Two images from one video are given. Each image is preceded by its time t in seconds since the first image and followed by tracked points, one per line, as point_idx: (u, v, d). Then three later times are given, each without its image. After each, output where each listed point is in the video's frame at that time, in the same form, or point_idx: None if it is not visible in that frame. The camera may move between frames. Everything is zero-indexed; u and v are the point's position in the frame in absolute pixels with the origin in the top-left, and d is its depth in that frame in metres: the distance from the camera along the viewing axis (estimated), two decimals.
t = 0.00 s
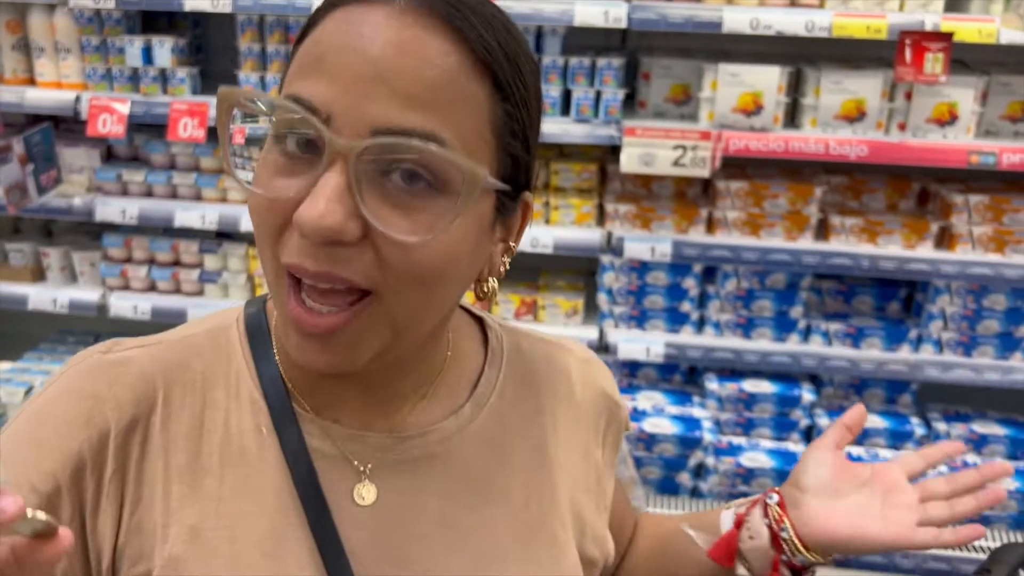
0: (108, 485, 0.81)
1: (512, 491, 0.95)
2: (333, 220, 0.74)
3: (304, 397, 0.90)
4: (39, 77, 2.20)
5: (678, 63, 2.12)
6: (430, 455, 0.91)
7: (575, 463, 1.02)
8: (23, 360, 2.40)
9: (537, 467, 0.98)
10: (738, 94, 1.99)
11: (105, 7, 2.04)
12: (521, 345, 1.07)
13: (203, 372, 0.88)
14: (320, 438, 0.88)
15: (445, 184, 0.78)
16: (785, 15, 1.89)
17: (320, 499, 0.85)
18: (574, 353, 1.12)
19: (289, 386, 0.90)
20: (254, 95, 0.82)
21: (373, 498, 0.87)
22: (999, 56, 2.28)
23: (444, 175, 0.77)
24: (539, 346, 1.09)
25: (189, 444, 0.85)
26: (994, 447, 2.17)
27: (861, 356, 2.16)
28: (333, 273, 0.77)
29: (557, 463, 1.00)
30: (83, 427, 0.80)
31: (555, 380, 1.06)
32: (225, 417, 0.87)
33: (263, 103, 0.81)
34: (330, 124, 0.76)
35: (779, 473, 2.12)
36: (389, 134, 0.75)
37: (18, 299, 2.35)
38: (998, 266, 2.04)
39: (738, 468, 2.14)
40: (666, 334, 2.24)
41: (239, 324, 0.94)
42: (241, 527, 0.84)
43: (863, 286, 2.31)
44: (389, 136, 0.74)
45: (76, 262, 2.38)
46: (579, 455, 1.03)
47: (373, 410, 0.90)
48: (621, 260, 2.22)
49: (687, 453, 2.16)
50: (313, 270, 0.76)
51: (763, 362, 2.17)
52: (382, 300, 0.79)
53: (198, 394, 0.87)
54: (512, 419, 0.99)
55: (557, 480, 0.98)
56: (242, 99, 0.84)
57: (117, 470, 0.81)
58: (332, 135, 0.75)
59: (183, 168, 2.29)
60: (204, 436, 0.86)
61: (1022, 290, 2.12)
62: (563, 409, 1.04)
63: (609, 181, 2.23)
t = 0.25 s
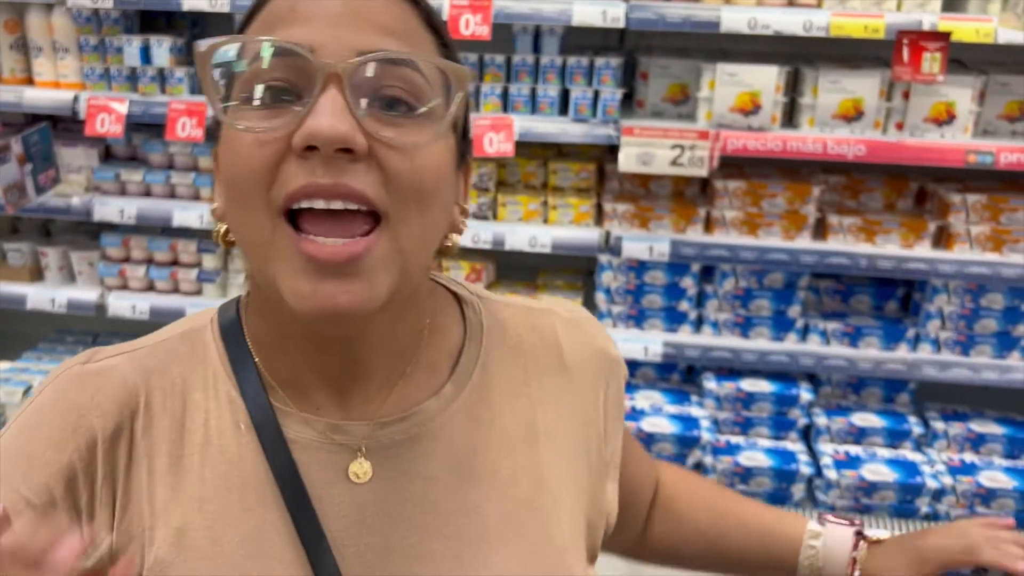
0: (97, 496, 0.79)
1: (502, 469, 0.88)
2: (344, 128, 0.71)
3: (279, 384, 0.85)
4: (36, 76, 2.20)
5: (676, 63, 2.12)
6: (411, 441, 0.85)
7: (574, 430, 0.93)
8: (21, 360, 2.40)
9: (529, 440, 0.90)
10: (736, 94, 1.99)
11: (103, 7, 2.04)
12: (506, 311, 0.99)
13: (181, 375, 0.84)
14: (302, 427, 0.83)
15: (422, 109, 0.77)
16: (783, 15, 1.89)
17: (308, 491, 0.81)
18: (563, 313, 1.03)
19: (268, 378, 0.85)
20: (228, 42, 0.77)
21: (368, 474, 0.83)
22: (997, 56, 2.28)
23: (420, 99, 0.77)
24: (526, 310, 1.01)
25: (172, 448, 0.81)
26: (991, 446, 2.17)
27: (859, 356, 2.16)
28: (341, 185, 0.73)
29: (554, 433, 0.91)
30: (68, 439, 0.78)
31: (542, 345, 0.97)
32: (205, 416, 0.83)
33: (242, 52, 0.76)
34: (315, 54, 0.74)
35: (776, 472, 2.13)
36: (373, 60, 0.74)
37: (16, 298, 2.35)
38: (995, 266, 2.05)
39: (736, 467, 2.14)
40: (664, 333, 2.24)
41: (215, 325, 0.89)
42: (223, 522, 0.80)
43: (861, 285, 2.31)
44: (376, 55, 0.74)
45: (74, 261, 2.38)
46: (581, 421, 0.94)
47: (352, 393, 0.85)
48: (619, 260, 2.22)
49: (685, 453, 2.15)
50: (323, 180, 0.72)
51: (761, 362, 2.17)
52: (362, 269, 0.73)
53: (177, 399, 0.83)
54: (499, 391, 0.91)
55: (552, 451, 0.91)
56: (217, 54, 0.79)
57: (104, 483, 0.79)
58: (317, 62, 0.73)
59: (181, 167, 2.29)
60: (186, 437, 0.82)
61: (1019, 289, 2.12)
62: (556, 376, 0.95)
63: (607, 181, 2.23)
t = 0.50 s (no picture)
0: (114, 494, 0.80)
1: (511, 470, 0.89)
2: (340, 137, 0.72)
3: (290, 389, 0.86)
4: (36, 76, 2.20)
5: (675, 63, 2.13)
6: (418, 443, 0.86)
7: (583, 427, 0.95)
8: (21, 360, 2.40)
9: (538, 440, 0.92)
10: (735, 94, 2.00)
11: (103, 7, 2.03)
12: (511, 313, 1.01)
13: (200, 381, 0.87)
14: (312, 432, 0.84)
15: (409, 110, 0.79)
16: (782, 16, 1.90)
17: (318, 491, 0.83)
18: (569, 312, 1.05)
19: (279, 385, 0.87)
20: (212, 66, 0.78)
21: (376, 481, 0.84)
22: (995, 56, 2.29)
23: (409, 102, 0.79)
24: (530, 311, 1.03)
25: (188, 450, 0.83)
26: (990, 446, 2.17)
27: (858, 356, 2.16)
28: (342, 190, 0.73)
29: (562, 432, 0.93)
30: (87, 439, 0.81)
31: (550, 345, 0.98)
32: (220, 421, 0.85)
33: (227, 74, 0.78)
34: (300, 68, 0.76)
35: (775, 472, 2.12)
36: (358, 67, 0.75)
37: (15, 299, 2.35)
38: (993, 266, 2.05)
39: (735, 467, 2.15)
40: (663, 333, 2.25)
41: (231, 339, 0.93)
42: (234, 521, 0.81)
43: (860, 286, 2.31)
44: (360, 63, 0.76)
45: (74, 262, 2.38)
46: (589, 419, 0.96)
47: (363, 398, 0.86)
48: (618, 260, 2.22)
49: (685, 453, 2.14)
50: (323, 187, 0.73)
51: (760, 362, 2.17)
52: (368, 260, 0.73)
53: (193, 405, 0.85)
54: (505, 391, 0.93)
55: (561, 449, 0.92)
56: (200, 75, 0.79)
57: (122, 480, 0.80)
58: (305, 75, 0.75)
59: (181, 168, 2.29)
60: (201, 440, 0.84)
61: (1018, 290, 2.13)
62: (562, 375, 0.97)
63: (606, 181, 2.24)
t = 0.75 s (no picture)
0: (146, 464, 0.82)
1: (539, 486, 0.91)
2: (355, 138, 0.74)
3: (333, 396, 0.89)
4: (36, 77, 2.20)
5: (675, 64, 2.13)
6: (451, 454, 0.88)
7: (611, 446, 0.96)
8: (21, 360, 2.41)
9: (567, 458, 0.93)
10: (735, 95, 2.00)
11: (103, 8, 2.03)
12: (548, 326, 1.03)
13: (238, 361, 0.89)
14: (345, 433, 0.87)
15: (436, 105, 0.79)
16: (781, 17, 1.90)
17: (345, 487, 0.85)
18: (601, 326, 1.08)
19: (320, 385, 0.89)
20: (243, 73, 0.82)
21: (404, 488, 0.86)
22: (995, 57, 2.29)
23: (436, 97, 0.80)
24: (566, 324, 1.05)
25: (224, 433, 0.85)
26: (989, 447, 2.17)
27: (857, 357, 2.16)
28: (357, 194, 0.75)
29: (591, 450, 0.95)
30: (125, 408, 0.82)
31: (583, 360, 1.01)
32: (258, 406, 0.87)
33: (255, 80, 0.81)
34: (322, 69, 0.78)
35: (775, 473, 2.14)
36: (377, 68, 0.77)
37: (15, 299, 2.35)
38: (993, 267, 2.05)
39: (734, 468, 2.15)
40: (663, 334, 2.25)
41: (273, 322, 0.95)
42: (265, 513, 0.83)
43: (859, 286, 2.32)
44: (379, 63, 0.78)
45: (73, 262, 2.38)
46: (618, 439, 0.97)
47: (400, 407, 0.88)
48: (618, 261, 2.22)
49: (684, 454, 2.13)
50: (340, 191, 0.75)
51: (760, 362, 2.17)
52: (389, 268, 0.75)
53: (233, 387, 0.88)
54: (538, 406, 0.95)
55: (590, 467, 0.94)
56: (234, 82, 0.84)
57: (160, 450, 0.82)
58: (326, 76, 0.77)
59: (181, 168, 2.29)
60: (237, 425, 0.86)
61: (1017, 290, 2.13)
62: (594, 392, 0.99)
63: (607, 182, 2.24)
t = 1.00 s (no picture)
0: (187, 462, 0.90)
1: (551, 462, 0.97)
2: (413, 167, 0.79)
3: (360, 387, 0.95)
4: (36, 77, 2.20)
5: (675, 65, 2.13)
6: (468, 443, 0.94)
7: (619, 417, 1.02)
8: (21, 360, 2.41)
9: (577, 431, 0.99)
10: (734, 96, 2.00)
11: (103, 8, 2.02)
12: (554, 302, 1.08)
13: (266, 352, 0.96)
14: (376, 425, 0.94)
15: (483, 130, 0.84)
16: (780, 18, 1.90)
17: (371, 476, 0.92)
18: (606, 298, 1.11)
19: (352, 380, 0.96)
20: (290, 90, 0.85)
21: (432, 471, 0.93)
22: (993, 59, 2.30)
23: (484, 121, 0.84)
24: (573, 300, 1.09)
25: (257, 426, 0.92)
26: (988, 448, 2.17)
27: (856, 357, 2.17)
28: (414, 219, 0.81)
29: (600, 422, 1.00)
30: (165, 409, 0.89)
31: (585, 333, 1.04)
32: (287, 397, 0.94)
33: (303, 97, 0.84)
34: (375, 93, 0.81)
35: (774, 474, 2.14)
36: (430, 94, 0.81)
37: (15, 299, 2.35)
38: (992, 268, 2.05)
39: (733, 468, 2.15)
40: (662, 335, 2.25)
41: (297, 311, 1.00)
42: (300, 502, 0.90)
43: (858, 287, 2.32)
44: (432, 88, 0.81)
45: (73, 262, 2.38)
46: (626, 407, 1.02)
47: (424, 397, 0.94)
48: (618, 261, 2.22)
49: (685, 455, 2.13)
50: (397, 216, 0.80)
51: (759, 363, 2.18)
52: (438, 283, 0.82)
53: (261, 381, 0.94)
54: (547, 387, 1.00)
55: (599, 439, 0.99)
56: (278, 97, 0.86)
57: (195, 445, 0.90)
58: (381, 101, 0.81)
59: (180, 169, 2.30)
60: (269, 417, 0.93)
61: (1015, 291, 2.13)
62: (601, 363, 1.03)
63: (606, 182, 2.25)
